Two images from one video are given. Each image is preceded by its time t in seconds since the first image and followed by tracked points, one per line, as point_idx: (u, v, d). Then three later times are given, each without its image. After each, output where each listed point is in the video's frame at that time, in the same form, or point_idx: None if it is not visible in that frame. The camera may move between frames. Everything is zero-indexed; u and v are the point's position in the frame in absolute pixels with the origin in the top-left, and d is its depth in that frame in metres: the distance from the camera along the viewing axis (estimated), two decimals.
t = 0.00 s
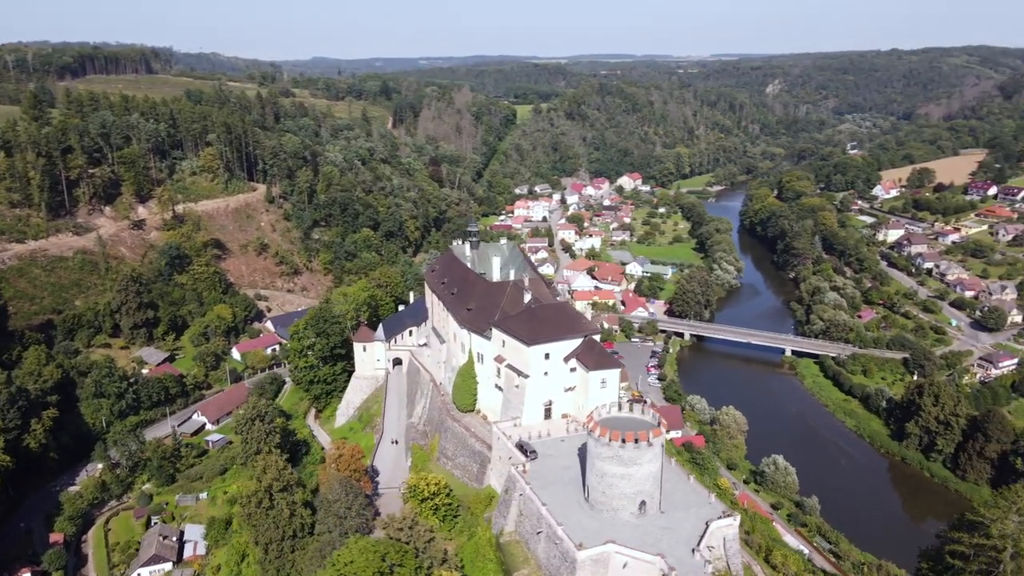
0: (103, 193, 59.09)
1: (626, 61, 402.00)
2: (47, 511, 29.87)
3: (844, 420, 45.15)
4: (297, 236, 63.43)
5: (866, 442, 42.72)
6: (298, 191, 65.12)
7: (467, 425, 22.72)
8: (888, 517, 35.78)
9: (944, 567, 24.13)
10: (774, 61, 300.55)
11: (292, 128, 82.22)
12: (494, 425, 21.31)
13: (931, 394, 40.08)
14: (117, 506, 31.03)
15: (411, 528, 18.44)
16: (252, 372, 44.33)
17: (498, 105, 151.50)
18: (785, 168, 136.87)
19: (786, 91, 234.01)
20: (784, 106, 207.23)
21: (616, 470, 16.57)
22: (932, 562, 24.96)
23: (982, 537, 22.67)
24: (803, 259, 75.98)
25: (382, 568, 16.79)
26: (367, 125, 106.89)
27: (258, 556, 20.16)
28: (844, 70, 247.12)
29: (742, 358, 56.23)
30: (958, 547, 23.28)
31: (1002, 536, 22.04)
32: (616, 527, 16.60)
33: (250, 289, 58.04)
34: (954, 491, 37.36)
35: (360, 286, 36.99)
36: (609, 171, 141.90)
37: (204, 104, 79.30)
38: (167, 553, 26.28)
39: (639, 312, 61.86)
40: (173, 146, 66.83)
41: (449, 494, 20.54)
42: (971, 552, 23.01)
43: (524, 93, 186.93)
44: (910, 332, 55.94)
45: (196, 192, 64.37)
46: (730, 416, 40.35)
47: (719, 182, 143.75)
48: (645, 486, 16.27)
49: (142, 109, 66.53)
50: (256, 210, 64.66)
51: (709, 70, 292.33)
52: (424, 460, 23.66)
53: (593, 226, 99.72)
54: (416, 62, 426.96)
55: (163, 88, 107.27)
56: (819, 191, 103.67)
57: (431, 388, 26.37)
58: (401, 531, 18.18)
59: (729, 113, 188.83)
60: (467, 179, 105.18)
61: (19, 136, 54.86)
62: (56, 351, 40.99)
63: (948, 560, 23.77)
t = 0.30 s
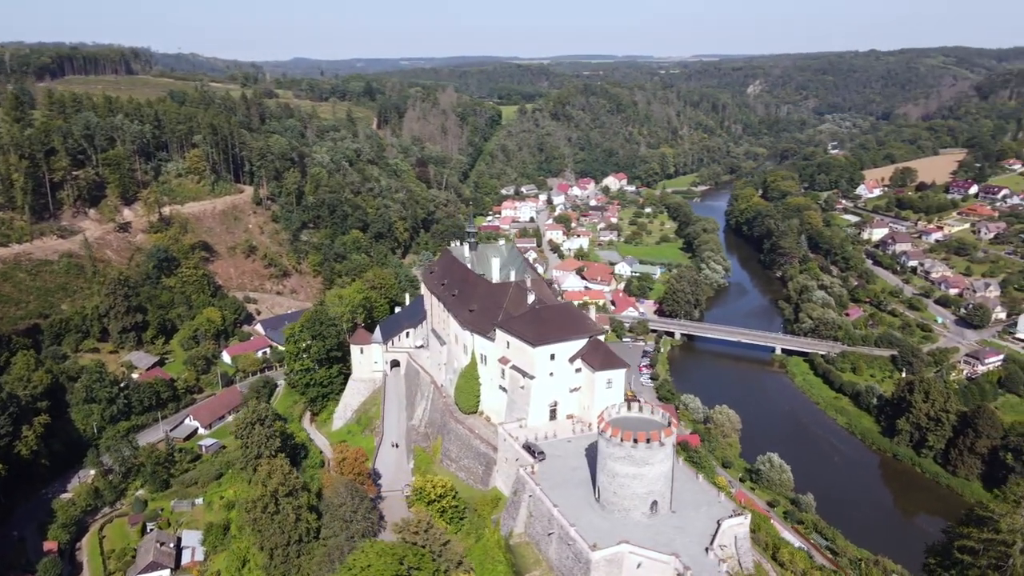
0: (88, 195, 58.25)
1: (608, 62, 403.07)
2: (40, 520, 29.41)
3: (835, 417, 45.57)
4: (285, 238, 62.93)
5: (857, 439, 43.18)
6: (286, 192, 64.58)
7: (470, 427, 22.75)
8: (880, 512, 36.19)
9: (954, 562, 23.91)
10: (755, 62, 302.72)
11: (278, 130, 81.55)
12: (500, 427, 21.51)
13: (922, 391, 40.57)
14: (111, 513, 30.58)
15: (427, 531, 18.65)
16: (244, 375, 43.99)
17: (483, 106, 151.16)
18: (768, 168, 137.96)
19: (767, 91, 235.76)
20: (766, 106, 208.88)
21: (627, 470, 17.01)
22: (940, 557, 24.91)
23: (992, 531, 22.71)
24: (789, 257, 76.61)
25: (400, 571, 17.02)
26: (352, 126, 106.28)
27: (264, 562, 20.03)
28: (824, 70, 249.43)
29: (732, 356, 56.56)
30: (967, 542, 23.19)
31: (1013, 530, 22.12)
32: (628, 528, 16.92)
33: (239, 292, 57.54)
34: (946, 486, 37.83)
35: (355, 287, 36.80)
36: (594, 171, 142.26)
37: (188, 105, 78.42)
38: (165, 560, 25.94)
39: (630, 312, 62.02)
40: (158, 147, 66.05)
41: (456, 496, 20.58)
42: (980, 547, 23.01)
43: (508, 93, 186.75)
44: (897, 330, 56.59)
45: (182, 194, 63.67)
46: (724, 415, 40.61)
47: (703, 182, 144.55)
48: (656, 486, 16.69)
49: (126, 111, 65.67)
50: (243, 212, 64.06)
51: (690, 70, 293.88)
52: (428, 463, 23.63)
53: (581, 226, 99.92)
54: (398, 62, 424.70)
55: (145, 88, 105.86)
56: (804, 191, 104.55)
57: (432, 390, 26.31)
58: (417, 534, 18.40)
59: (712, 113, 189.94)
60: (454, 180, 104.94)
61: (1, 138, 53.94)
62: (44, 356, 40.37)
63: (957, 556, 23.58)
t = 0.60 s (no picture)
0: (73, 198, 57.47)
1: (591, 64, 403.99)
2: (33, 528, 29.02)
3: (827, 415, 45.98)
4: (274, 240, 62.43)
5: (849, 436, 43.60)
6: (274, 194, 64.07)
7: (475, 430, 23.02)
8: (873, 508, 36.62)
9: (962, 558, 23.26)
10: (736, 63, 304.85)
11: (264, 131, 80.93)
12: (506, 429, 21.87)
13: (912, 388, 41.03)
14: (105, 520, 30.18)
15: (442, 533, 18.80)
16: (236, 379, 43.93)
17: (469, 107, 150.83)
18: (752, 168, 139.00)
19: (749, 92, 237.43)
20: (748, 107, 210.50)
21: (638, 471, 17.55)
22: (947, 553, 24.19)
23: (1001, 529, 22.37)
24: (776, 257, 77.19)
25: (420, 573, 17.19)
26: (338, 127, 105.66)
27: (271, 567, 19.93)
28: (805, 71, 251.67)
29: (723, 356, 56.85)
30: (976, 536, 22.74)
31: (1020, 527, 22.17)
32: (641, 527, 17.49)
33: (228, 295, 57.04)
34: (937, 482, 38.29)
35: (350, 290, 36.62)
36: (580, 171, 142.54)
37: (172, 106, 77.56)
38: (164, 567, 25.60)
39: (620, 312, 62.19)
40: (143, 149, 65.28)
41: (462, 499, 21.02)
42: (989, 543, 22.55)
43: (493, 95, 186.53)
44: (885, 328, 57.19)
45: (169, 197, 63.00)
46: (718, 413, 40.01)
47: (689, 182, 145.31)
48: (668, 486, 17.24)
49: (110, 112, 64.84)
50: (231, 214, 63.50)
51: (673, 72, 295.28)
52: (431, 465, 23.79)
53: (568, 227, 100.08)
54: (379, 63, 423.35)
55: (127, 90, 104.62)
56: (789, 190, 105.42)
57: (433, 393, 26.32)
58: (433, 536, 18.54)
59: (695, 114, 190.94)
60: (442, 181, 104.67)
61: None
62: (32, 362, 39.76)
63: (965, 552, 22.98)
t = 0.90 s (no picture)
0: (56, 201, 56.63)
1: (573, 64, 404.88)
2: (26, 536, 28.60)
3: (818, 413, 46.42)
4: (262, 242, 61.93)
5: (840, 433, 44.05)
6: (262, 196, 63.53)
7: (479, 432, 23.38)
8: (865, 504, 36.93)
9: (969, 553, 23.05)
10: (716, 63, 307.00)
11: (249, 133, 80.24)
12: (512, 430, 22.17)
13: (903, 385, 41.49)
14: (99, 527, 29.77)
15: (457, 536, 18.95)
16: (227, 382, 43.92)
17: (453, 108, 150.52)
18: (736, 168, 140.05)
19: (731, 92, 239.21)
20: (730, 108, 212.13)
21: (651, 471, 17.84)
22: (954, 548, 23.96)
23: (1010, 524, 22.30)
24: (763, 256, 77.85)
25: None
26: (323, 128, 105.01)
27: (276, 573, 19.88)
28: (786, 71, 254.01)
29: (713, 354, 57.13)
30: (984, 530, 22.55)
31: None
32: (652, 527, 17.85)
33: (216, 298, 56.52)
34: (929, 478, 38.74)
35: (344, 292, 36.45)
36: (566, 172, 142.84)
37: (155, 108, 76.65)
38: (162, 573, 25.28)
39: (611, 312, 62.34)
40: (127, 151, 64.48)
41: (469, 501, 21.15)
42: (997, 538, 22.42)
43: (477, 96, 186.30)
44: (872, 325, 57.84)
45: (154, 199, 62.32)
46: (711, 412, 40.07)
47: (673, 182, 146.12)
48: (679, 486, 17.64)
49: (94, 114, 64.01)
50: (218, 216, 62.90)
51: (654, 72, 296.61)
52: (434, 468, 23.89)
53: (556, 228, 100.21)
54: (360, 64, 421.01)
55: (107, 91, 103.30)
56: (773, 190, 106.32)
57: (434, 395, 26.50)
58: (449, 539, 18.66)
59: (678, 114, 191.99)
60: (428, 182, 104.39)
61: None
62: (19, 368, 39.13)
63: (974, 546, 22.69)
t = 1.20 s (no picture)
0: (40, 205, 55.75)
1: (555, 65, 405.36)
2: (19, 545, 28.15)
3: (809, 411, 46.85)
4: (250, 244, 61.41)
5: (831, 430, 44.47)
6: (249, 198, 62.96)
7: (483, 434, 23.72)
8: (857, 501, 37.27)
9: (976, 548, 23.10)
10: (697, 64, 308.84)
11: (234, 134, 79.48)
12: (518, 432, 22.49)
13: (893, 382, 41.94)
14: (93, 535, 29.34)
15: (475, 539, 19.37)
16: (218, 387, 43.46)
17: (438, 109, 150.11)
18: (720, 168, 140.93)
19: (712, 92, 240.69)
20: (712, 108, 213.58)
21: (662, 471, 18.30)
22: (960, 543, 23.98)
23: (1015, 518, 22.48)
24: (750, 255, 78.42)
25: None
26: (307, 129, 104.24)
27: None
28: (766, 71, 256.08)
29: (704, 353, 57.46)
30: (991, 526, 22.61)
31: None
32: (664, 527, 18.35)
33: (205, 301, 55.97)
34: (920, 474, 39.16)
35: (339, 295, 36.24)
36: (551, 172, 142.99)
37: (138, 109, 75.64)
38: None
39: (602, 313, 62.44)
40: (111, 153, 63.62)
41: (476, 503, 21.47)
42: (1004, 532, 22.49)
43: (461, 96, 185.92)
44: (860, 323, 58.46)
45: (139, 202, 61.57)
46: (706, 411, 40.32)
47: (658, 183, 146.81)
48: (690, 487, 18.16)
49: (77, 116, 63.11)
50: (204, 219, 62.27)
51: (637, 73, 297.80)
52: (437, 471, 24.10)
53: (543, 228, 100.27)
54: (341, 65, 418.46)
55: (86, 92, 101.80)
56: (758, 190, 107.14)
57: (436, 398, 26.66)
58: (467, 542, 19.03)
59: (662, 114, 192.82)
60: (414, 183, 104.00)
61: None
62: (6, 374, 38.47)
63: (981, 541, 22.77)
